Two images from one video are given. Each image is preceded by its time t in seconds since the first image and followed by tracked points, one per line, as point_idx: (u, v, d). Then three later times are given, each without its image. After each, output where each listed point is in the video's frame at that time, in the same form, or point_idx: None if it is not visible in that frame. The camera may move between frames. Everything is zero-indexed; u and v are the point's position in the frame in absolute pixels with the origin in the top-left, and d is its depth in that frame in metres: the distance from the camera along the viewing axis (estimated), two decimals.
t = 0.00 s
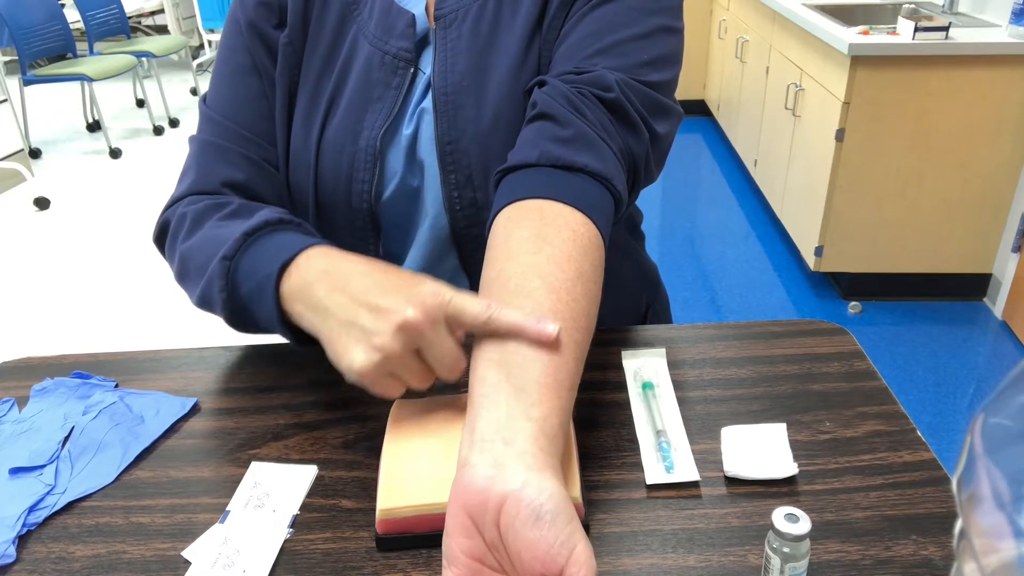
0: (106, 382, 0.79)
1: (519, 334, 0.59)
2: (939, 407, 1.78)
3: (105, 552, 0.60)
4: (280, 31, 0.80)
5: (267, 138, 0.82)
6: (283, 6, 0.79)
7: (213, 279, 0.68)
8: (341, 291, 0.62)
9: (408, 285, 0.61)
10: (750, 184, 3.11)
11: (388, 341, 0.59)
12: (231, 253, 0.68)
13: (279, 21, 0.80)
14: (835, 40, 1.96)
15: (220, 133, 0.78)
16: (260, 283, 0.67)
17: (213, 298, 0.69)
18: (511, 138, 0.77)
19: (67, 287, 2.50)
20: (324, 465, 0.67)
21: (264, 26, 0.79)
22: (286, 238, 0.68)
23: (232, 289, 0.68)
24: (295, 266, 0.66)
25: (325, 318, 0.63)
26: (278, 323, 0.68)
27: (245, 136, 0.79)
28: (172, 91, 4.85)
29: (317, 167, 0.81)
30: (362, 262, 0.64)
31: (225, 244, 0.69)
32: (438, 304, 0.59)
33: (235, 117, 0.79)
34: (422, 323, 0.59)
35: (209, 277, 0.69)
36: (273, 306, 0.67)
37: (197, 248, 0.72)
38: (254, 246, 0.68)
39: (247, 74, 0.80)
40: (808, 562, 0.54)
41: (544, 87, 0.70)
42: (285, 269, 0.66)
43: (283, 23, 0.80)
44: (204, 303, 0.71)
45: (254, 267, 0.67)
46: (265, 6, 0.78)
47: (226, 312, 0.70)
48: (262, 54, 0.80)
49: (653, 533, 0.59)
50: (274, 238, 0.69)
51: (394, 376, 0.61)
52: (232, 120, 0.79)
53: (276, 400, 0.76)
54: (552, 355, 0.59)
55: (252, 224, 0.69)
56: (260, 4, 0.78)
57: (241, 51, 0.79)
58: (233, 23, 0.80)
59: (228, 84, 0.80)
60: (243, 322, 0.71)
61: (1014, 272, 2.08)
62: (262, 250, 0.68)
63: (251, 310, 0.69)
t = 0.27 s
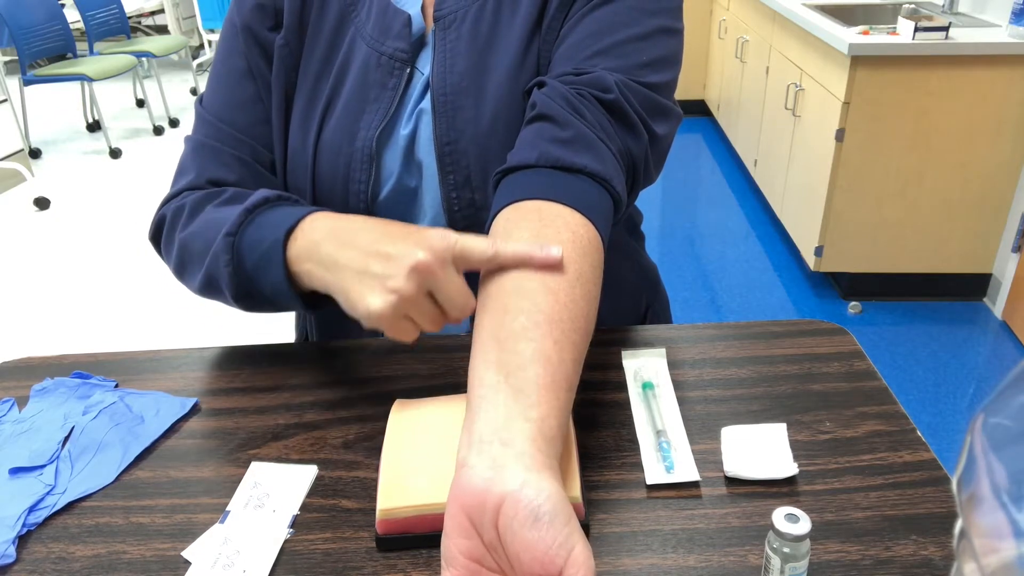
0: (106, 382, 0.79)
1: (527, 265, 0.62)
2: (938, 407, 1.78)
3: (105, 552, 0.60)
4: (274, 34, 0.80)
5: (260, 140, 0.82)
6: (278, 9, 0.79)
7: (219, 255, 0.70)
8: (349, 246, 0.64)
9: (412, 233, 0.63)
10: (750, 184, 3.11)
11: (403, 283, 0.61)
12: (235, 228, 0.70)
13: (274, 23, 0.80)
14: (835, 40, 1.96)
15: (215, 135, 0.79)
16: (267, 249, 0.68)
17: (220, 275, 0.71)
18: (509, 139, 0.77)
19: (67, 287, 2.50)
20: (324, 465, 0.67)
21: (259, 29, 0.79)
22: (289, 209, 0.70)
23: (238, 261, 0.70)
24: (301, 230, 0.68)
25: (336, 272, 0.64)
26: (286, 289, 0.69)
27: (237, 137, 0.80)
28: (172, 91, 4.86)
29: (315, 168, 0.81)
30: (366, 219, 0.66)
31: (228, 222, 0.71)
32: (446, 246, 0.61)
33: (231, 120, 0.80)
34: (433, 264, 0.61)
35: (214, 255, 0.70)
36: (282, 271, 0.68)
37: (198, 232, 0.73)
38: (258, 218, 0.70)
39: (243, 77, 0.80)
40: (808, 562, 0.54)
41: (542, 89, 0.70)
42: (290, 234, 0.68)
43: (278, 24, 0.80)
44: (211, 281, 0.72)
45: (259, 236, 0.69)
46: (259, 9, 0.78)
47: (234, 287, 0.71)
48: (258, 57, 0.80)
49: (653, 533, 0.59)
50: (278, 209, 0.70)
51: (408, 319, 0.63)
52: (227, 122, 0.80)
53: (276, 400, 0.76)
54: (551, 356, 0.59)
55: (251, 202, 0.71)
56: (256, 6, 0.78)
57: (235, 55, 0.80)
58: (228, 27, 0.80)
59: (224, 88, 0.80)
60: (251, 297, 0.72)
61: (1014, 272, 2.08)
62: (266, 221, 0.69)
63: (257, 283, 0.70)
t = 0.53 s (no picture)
0: (106, 382, 0.79)
1: (502, 286, 0.62)
2: (939, 408, 1.78)
3: (105, 552, 0.60)
4: (272, 35, 0.80)
5: (258, 142, 0.82)
6: (277, 10, 0.79)
7: (212, 271, 0.71)
8: (328, 268, 0.64)
9: (390, 256, 0.63)
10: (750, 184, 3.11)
11: (379, 309, 0.62)
12: (226, 243, 0.70)
13: (272, 24, 0.80)
14: (835, 40, 1.96)
15: (214, 139, 0.79)
16: (253, 267, 0.69)
17: (214, 289, 0.72)
18: (507, 138, 0.77)
19: (67, 287, 2.50)
20: (324, 465, 0.67)
21: (257, 30, 0.79)
22: (277, 224, 0.70)
23: (229, 276, 0.70)
24: (285, 248, 0.68)
25: (316, 294, 0.65)
26: (273, 305, 0.70)
27: (235, 140, 0.80)
28: (172, 91, 4.86)
29: (312, 168, 0.81)
30: (348, 239, 0.66)
31: (220, 236, 0.71)
32: (420, 271, 0.61)
33: (230, 124, 0.81)
34: (407, 289, 0.61)
35: (207, 268, 0.71)
36: (267, 289, 0.69)
37: (194, 244, 0.73)
38: (248, 233, 0.70)
39: (241, 82, 0.81)
40: (808, 562, 0.54)
41: (541, 89, 0.70)
42: (275, 252, 0.68)
43: (277, 26, 0.80)
44: (206, 294, 0.73)
45: (247, 252, 0.69)
46: (258, 11, 0.79)
47: (227, 299, 0.72)
48: (256, 58, 0.80)
49: (653, 533, 0.59)
50: (266, 224, 0.70)
51: (387, 341, 0.64)
52: (226, 127, 0.80)
53: (276, 400, 0.76)
54: (549, 356, 0.59)
55: (242, 216, 0.71)
56: (254, 8, 0.78)
57: (235, 59, 0.80)
58: (228, 31, 0.81)
59: (224, 91, 0.81)
60: (245, 310, 0.73)
61: (1014, 272, 2.08)
62: (255, 237, 0.70)
63: (249, 297, 0.71)
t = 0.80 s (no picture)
0: (106, 382, 0.79)
1: (497, 336, 0.60)
2: (939, 408, 1.78)
3: (105, 552, 0.60)
4: (275, 35, 0.80)
5: (262, 141, 0.82)
6: (279, 9, 0.79)
7: (212, 292, 0.70)
8: (325, 303, 0.65)
9: (387, 294, 0.63)
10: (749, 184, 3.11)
11: (371, 351, 0.62)
12: (226, 264, 0.69)
13: (275, 24, 0.80)
14: (835, 40, 1.96)
15: (220, 139, 0.79)
16: (251, 295, 0.69)
17: (213, 308, 0.71)
18: (507, 138, 0.77)
19: (67, 287, 2.50)
20: (324, 465, 0.67)
21: (259, 30, 0.79)
22: (279, 248, 0.70)
23: (229, 299, 0.70)
24: (284, 278, 0.68)
25: (313, 329, 0.66)
26: (271, 333, 0.70)
27: (241, 140, 0.79)
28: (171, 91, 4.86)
29: (313, 168, 0.81)
30: (347, 271, 0.67)
31: (221, 256, 0.70)
32: (415, 313, 0.62)
33: (234, 122, 0.80)
34: (402, 331, 0.62)
35: (208, 288, 0.71)
36: (266, 318, 0.69)
37: (197, 259, 0.73)
38: (249, 255, 0.70)
39: (245, 80, 0.80)
40: (808, 562, 0.54)
41: (541, 89, 0.70)
42: (274, 281, 0.68)
43: (279, 25, 0.80)
44: (206, 311, 0.73)
45: (247, 279, 0.69)
46: (261, 10, 0.79)
47: (227, 321, 0.72)
48: (258, 58, 0.80)
49: (653, 533, 0.59)
50: (267, 247, 0.70)
51: (382, 381, 0.65)
52: (232, 126, 0.80)
53: (276, 400, 0.76)
54: (550, 356, 0.59)
55: (245, 236, 0.70)
56: (256, 7, 0.78)
57: (239, 57, 0.80)
58: (231, 30, 0.80)
59: (228, 90, 0.80)
60: (244, 330, 0.73)
61: (1014, 272, 2.08)
62: (256, 261, 0.69)
63: (249, 320, 0.71)
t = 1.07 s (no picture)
0: (106, 382, 0.79)
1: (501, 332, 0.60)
2: (939, 408, 1.78)
3: (105, 552, 0.60)
4: (276, 34, 0.80)
5: (263, 140, 0.82)
6: (279, 8, 0.79)
7: (212, 289, 0.70)
8: (327, 299, 0.65)
9: (390, 289, 0.63)
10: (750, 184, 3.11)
11: (374, 346, 0.62)
12: (227, 263, 0.70)
13: (275, 23, 0.80)
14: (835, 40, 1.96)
15: (221, 139, 0.79)
16: (253, 293, 0.69)
17: (214, 306, 0.71)
18: (507, 138, 0.77)
19: (67, 287, 2.50)
20: (324, 465, 0.67)
21: (260, 29, 0.79)
22: (279, 247, 0.70)
23: (230, 297, 0.70)
24: (286, 276, 0.68)
25: (315, 326, 0.66)
26: (273, 330, 0.71)
27: (241, 139, 0.79)
28: (171, 91, 4.85)
29: (313, 167, 0.81)
30: (349, 268, 0.67)
31: (222, 254, 0.71)
32: (419, 308, 0.62)
33: (235, 121, 0.80)
34: (405, 326, 0.61)
35: (209, 286, 0.71)
36: (267, 315, 0.69)
37: (197, 257, 0.73)
38: (250, 253, 0.70)
39: (245, 79, 0.80)
40: (808, 562, 0.54)
41: (541, 89, 0.70)
42: (275, 278, 0.68)
43: (279, 25, 0.80)
44: (207, 309, 0.73)
45: (248, 276, 0.69)
46: (261, 9, 0.78)
47: (228, 317, 0.72)
48: (258, 57, 0.80)
49: (653, 533, 0.59)
50: (268, 245, 0.70)
51: (385, 377, 0.65)
52: (233, 125, 0.80)
53: (276, 399, 0.76)
54: (551, 355, 0.59)
55: (245, 235, 0.70)
56: (256, 6, 0.78)
57: (239, 57, 0.80)
58: (232, 30, 0.80)
59: (229, 89, 0.80)
60: (246, 329, 0.73)
61: (1014, 272, 2.08)
62: (257, 259, 0.69)
63: (250, 317, 0.71)
